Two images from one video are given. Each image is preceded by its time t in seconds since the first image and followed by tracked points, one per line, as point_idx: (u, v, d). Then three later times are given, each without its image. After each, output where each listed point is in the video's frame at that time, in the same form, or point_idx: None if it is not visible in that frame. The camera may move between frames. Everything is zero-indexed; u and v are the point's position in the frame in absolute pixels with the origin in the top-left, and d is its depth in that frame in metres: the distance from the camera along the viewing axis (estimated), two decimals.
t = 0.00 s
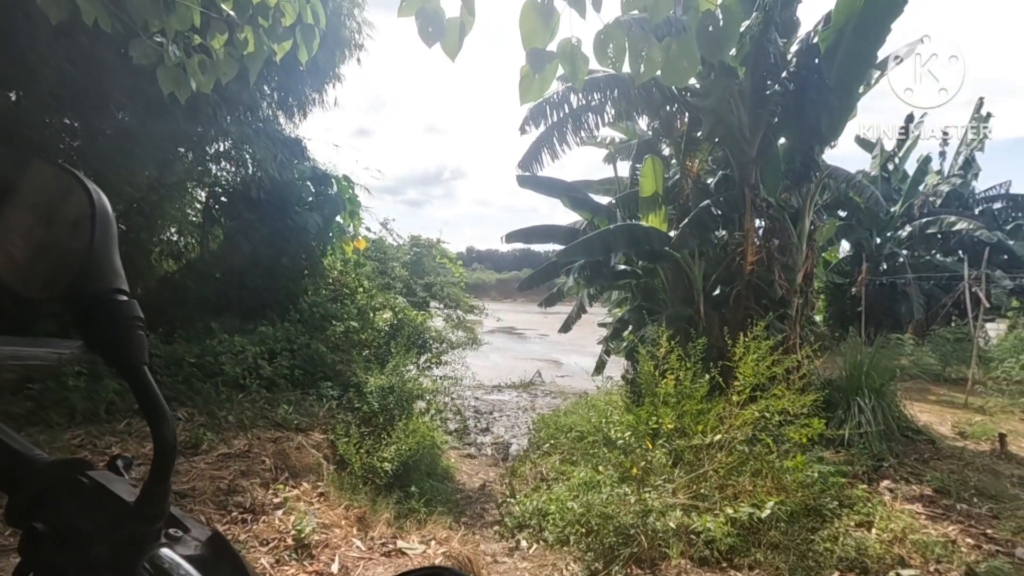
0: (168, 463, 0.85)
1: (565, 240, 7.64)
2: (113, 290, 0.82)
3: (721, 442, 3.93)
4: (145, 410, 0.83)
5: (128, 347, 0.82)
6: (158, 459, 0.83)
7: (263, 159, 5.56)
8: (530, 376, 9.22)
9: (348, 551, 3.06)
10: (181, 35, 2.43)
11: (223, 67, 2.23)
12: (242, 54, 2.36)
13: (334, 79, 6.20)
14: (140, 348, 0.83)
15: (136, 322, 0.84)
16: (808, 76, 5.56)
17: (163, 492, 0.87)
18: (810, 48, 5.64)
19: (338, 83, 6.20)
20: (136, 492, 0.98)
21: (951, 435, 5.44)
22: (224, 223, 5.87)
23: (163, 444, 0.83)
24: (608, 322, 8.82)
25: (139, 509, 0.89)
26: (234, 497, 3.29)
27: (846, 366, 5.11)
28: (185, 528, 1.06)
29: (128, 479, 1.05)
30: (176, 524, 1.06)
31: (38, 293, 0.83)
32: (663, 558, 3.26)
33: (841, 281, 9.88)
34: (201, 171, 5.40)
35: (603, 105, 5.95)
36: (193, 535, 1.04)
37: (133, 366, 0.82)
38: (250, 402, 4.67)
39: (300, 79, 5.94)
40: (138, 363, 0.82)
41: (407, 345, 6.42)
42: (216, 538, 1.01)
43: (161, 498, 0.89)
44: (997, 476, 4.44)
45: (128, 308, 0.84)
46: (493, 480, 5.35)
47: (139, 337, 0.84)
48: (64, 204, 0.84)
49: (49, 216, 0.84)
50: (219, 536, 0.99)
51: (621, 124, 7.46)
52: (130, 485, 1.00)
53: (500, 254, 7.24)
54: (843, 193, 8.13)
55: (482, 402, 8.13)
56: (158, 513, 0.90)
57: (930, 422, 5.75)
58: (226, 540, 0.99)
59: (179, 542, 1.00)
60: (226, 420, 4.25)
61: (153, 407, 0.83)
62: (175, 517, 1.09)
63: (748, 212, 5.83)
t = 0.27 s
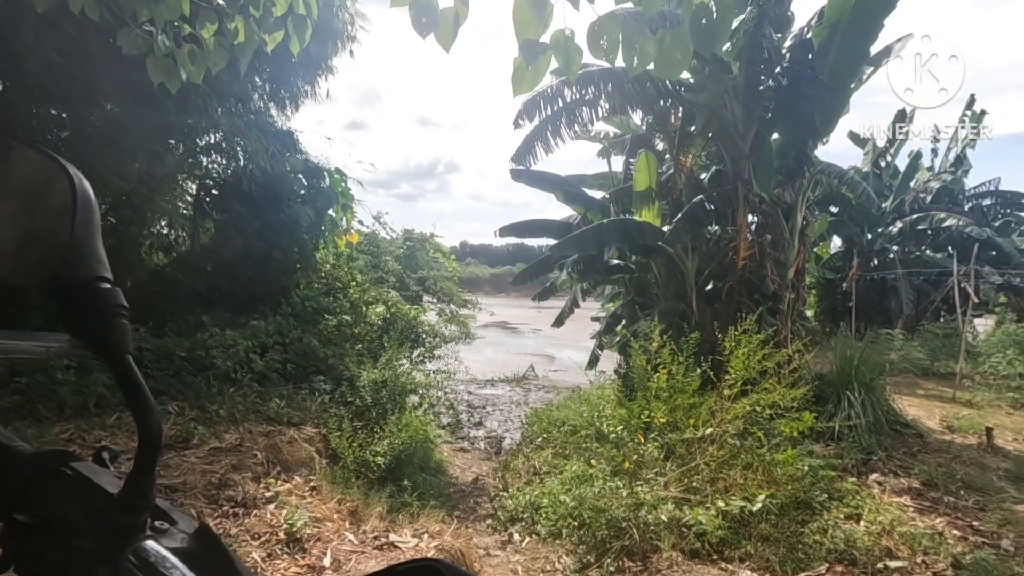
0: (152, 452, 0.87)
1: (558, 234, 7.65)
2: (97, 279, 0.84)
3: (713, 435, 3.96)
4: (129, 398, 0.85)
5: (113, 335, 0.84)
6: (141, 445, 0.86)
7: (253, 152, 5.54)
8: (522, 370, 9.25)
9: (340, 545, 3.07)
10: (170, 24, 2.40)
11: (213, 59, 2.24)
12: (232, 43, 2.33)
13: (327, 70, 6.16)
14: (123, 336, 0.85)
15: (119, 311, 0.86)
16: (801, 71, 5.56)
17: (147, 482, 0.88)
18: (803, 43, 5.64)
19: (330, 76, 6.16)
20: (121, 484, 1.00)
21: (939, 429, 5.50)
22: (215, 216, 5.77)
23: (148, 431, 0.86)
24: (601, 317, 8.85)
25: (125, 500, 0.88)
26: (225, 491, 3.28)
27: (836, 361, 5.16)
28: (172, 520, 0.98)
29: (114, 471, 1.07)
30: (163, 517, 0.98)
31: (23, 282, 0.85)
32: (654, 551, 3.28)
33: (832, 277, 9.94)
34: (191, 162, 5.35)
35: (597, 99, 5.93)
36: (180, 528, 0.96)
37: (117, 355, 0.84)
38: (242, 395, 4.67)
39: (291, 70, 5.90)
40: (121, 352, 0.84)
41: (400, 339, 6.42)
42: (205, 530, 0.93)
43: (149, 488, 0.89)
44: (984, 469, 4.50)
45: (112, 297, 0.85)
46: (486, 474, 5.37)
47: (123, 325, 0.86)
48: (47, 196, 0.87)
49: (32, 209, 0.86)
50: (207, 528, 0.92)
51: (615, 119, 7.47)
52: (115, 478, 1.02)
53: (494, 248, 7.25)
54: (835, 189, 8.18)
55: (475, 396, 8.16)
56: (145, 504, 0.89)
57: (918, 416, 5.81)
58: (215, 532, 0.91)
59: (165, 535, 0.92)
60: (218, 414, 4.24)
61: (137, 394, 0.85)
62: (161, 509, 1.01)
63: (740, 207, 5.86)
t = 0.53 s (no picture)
0: (141, 448, 0.82)
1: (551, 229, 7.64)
2: (81, 270, 0.81)
3: (705, 430, 3.99)
4: (117, 393, 0.81)
5: (99, 326, 0.81)
6: (128, 441, 0.80)
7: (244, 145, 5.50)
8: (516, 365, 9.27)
9: (333, 539, 3.08)
10: (159, 14, 2.36)
11: (204, 49, 2.19)
12: (222, 34, 2.29)
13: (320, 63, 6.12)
14: (109, 330, 0.81)
15: (105, 303, 0.82)
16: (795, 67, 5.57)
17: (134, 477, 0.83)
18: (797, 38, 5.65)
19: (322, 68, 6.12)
20: (108, 479, 0.94)
21: (927, 423, 5.56)
22: (206, 209, 5.81)
23: (135, 427, 0.81)
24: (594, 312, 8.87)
25: (110, 496, 0.84)
26: (217, 486, 3.28)
27: (827, 356, 5.20)
28: (160, 515, 0.94)
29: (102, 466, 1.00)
30: (151, 512, 0.93)
31: None
32: (646, 544, 3.30)
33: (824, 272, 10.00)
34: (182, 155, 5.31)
35: (592, 93, 5.92)
36: (169, 523, 0.91)
37: (104, 347, 0.81)
38: (234, 390, 4.66)
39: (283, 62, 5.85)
40: (108, 345, 0.81)
41: (394, 334, 6.42)
42: (196, 525, 0.89)
43: (136, 483, 0.84)
44: (971, 462, 4.55)
45: (97, 290, 0.82)
46: (479, 468, 5.39)
47: (109, 317, 0.82)
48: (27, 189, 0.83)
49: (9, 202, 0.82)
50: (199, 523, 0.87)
51: (610, 114, 7.47)
52: (102, 473, 0.96)
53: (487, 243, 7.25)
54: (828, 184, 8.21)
55: (469, 391, 8.17)
56: (132, 499, 0.85)
57: (907, 410, 5.87)
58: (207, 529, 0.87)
59: (152, 530, 0.87)
60: (209, 409, 4.23)
61: (123, 388, 0.81)
62: (148, 503, 0.96)
63: (733, 203, 5.88)
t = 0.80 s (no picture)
0: (133, 441, 0.81)
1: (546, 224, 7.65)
2: (71, 260, 0.77)
3: (698, 424, 4.02)
4: (108, 386, 0.78)
5: (92, 320, 0.77)
6: (121, 436, 0.79)
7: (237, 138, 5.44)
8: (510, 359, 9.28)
9: (327, 533, 3.09)
10: (148, 4, 2.33)
11: (194, 40, 2.15)
12: (212, 25, 2.27)
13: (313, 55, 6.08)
14: (100, 323, 0.78)
15: (96, 295, 0.78)
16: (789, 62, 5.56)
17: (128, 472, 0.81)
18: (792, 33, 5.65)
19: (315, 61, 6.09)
20: (99, 472, 0.93)
21: (917, 417, 5.61)
22: (197, 202, 5.72)
23: (127, 421, 0.79)
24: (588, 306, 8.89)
25: (100, 490, 0.82)
26: (210, 480, 3.28)
27: (819, 350, 5.24)
28: (152, 508, 0.94)
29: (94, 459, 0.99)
30: (143, 505, 0.93)
31: None
32: (640, 536, 3.32)
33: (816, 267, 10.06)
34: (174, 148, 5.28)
35: (586, 88, 5.92)
36: (162, 516, 0.91)
37: (96, 342, 0.77)
38: (227, 384, 4.65)
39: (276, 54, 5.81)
40: (100, 339, 0.77)
41: (387, 328, 6.43)
42: (188, 517, 0.88)
43: (128, 476, 0.83)
44: (960, 456, 4.60)
45: (87, 280, 0.78)
46: (473, 462, 5.41)
47: (100, 310, 0.78)
48: None
49: None
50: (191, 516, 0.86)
51: (605, 108, 7.47)
52: (92, 465, 0.95)
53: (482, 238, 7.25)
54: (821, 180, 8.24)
55: (463, 385, 8.19)
56: (124, 492, 0.83)
57: (897, 405, 5.92)
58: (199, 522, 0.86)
59: (145, 522, 0.87)
60: (201, 403, 4.22)
61: (116, 382, 0.79)
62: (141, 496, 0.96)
63: (727, 198, 5.90)
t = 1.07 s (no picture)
0: (129, 438, 0.78)
1: (541, 219, 7.66)
2: (64, 256, 0.74)
3: (691, 418, 4.06)
4: (102, 383, 0.75)
5: (85, 316, 0.74)
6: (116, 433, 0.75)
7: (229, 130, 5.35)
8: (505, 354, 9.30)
9: (321, 527, 3.10)
10: None
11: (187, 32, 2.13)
12: (204, 17, 2.25)
13: (306, 48, 6.04)
14: (95, 319, 0.74)
15: (91, 291, 0.76)
16: (784, 58, 5.56)
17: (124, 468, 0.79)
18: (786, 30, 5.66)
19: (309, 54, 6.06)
20: (95, 469, 0.93)
21: (907, 411, 5.67)
22: (189, 196, 5.67)
23: (123, 418, 0.76)
24: (583, 302, 8.90)
25: (95, 484, 0.79)
26: (204, 475, 3.29)
27: (811, 346, 5.28)
28: (148, 504, 0.90)
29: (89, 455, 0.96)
30: (139, 501, 0.89)
31: None
32: (632, 530, 3.35)
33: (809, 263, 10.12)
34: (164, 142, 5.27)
35: (581, 83, 5.92)
36: (158, 512, 0.87)
37: (88, 338, 0.74)
38: (220, 379, 4.65)
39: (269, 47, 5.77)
40: (93, 334, 0.74)
41: (382, 323, 6.44)
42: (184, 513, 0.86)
43: (123, 472, 0.80)
44: (949, 450, 4.65)
45: (83, 276, 0.76)
46: (467, 457, 5.43)
47: (95, 306, 0.75)
48: None
49: None
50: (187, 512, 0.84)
51: (600, 103, 7.48)
52: (88, 462, 0.95)
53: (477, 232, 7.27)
54: (815, 176, 8.27)
55: (458, 380, 8.21)
56: (119, 488, 0.80)
57: (888, 399, 5.98)
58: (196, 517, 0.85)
59: (141, 518, 0.84)
60: (195, 398, 4.22)
61: (111, 380, 0.76)
62: (135, 492, 0.93)
63: (721, 194, 5.92)
